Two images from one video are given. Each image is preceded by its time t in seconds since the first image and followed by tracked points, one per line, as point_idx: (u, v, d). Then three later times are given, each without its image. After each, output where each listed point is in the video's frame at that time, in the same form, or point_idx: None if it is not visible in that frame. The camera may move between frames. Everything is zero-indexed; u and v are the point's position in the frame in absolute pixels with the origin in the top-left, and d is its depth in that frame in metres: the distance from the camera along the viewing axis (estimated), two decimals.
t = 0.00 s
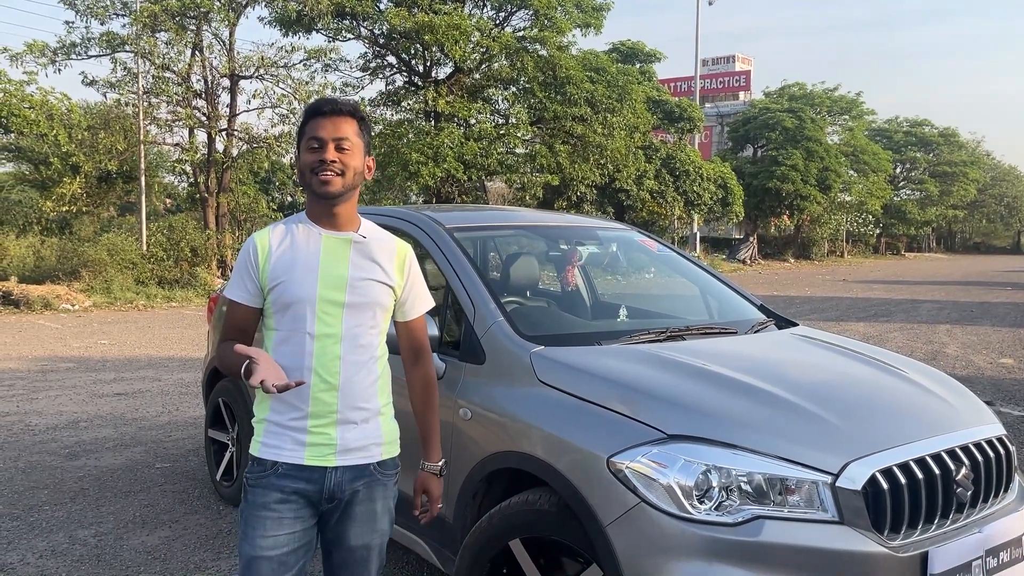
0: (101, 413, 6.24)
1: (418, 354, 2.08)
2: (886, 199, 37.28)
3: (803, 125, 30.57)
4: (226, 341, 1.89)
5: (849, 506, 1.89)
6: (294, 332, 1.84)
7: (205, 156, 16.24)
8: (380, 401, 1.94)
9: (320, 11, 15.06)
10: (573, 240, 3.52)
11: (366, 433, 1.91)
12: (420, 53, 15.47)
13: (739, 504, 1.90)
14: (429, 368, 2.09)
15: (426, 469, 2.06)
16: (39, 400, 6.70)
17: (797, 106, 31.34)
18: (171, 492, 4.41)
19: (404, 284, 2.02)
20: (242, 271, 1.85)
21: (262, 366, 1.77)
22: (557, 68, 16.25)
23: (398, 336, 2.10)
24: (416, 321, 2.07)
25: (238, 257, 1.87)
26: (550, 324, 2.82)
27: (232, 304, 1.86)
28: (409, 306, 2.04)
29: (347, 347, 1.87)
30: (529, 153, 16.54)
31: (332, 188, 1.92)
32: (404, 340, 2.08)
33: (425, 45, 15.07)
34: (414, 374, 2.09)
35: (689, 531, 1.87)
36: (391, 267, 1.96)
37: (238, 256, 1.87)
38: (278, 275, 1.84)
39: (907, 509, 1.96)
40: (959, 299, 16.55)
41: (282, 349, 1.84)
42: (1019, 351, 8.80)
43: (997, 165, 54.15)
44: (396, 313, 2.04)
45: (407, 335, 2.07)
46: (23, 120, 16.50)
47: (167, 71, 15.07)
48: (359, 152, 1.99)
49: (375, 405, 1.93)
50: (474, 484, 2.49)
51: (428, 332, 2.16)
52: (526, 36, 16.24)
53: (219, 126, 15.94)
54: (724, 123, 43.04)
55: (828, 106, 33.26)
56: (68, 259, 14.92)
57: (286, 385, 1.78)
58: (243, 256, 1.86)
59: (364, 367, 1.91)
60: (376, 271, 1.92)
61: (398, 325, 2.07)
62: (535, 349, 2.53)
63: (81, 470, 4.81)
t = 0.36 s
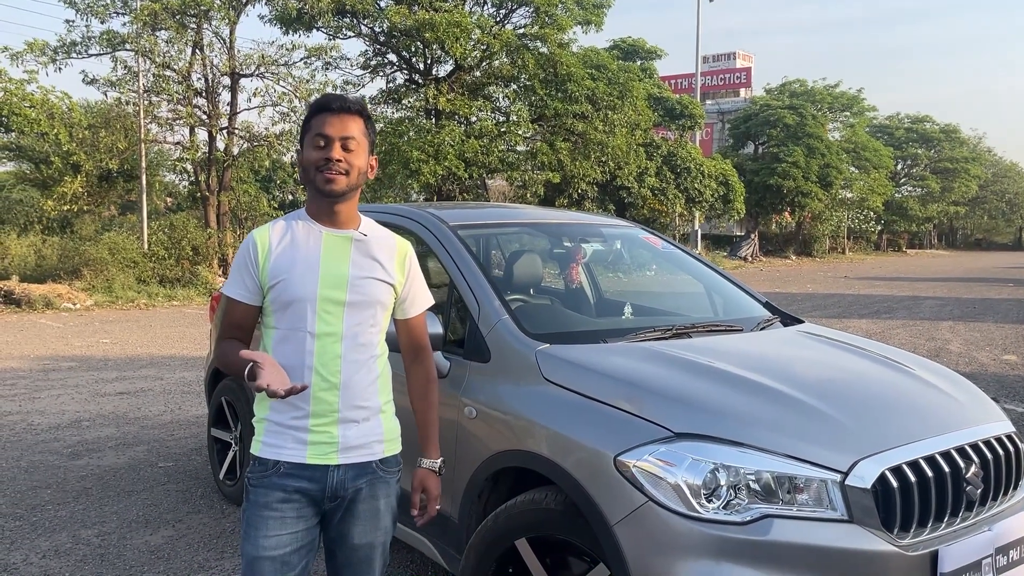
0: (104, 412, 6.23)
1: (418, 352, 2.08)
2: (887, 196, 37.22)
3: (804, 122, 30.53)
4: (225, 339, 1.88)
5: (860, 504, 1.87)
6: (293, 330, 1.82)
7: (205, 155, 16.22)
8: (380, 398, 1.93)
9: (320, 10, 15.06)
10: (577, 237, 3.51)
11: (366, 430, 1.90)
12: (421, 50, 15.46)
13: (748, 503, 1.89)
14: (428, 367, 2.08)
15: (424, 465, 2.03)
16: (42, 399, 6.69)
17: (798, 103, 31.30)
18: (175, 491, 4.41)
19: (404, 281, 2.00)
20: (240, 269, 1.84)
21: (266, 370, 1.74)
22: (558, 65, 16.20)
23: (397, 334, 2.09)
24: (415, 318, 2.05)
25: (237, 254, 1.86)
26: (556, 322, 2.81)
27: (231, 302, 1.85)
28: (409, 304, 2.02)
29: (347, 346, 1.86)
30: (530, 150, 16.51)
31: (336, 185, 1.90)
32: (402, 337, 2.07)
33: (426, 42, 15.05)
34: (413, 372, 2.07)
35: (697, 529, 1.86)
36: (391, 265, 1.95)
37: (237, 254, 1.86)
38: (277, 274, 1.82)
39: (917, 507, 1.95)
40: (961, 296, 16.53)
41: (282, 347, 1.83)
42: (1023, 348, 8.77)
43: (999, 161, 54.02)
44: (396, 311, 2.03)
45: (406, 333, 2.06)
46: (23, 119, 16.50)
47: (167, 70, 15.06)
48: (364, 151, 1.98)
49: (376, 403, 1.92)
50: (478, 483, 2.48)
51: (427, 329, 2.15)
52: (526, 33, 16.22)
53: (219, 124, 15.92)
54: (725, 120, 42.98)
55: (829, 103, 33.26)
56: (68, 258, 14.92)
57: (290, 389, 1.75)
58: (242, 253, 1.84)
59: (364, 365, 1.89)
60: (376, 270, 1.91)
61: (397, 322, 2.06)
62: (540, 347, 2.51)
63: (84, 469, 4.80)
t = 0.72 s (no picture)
0: (105, 410, 6.23)
1: (415, 350, 2.08)
2: (887, 194, 37.17)
3: (804, 120, 30.51)
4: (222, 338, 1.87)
5: (859, 503, 1.88)
6: (293, 330, 1.83)
7: (206, 153, 16.22)
8: (380, 396, 1.93)
9: (320, 8, 15.05)
10: (577, 236, 3.51)
11: (367, 427, 1.90)
12: (421, 49, 15.45)
13: (748, 502, 1.90)
14: (425, 364, 2.09)
15: (421, 463, 2.03)
16: (43, 397, 6.70)
17: (798, 101, 31.27)
18: (175, 490, 4.41)
19: (402, 280, 2.01)
20: (239, 269, 1.83)
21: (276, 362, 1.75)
22: (558, 63, 16.18)
23: (394, 332, 2.09)
24: (413, 317, 2.06)
25: (235, 255, 1.86)
26: (556, 321, 2.81)
27: (229, 302, 1.84)
28: (407, 302, 2.03)
29: (347, 345, 1.87)
30: (530, 149, 16.49)
31: (336, 188, 1.90)
32: (399, 335, 2.07)
33: (426, 40, 15.04)
34: (411, 369, 2.08)
35: (698, 528, 1.87)
36: (389, 264, 1.96)
37: (235, 255, 1.86)
38: (277, 274, 1.83)
39: (917, 507, 1.95)
40: (961, 294, 16.52)
41: (282, 347, 1.83)
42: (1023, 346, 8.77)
43: (999, 159, 53.96)
44: (393, 310, 2.03)
45: (404, 332, 2.06)
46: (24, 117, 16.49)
47: (167, 68, 15.06)
48: (365, 155, 1.98)
49: (376, 400, 1.93)
50: (479, 481, 2.49)
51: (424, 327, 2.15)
52: (527, 31, 16.18)
53: (219, 123, 15.92)
54: (725, 118, 42.94)
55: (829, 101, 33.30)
56: (69, 256, 14.92)
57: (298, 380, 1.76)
58: (241, 253, 1.84)
59: (364, 363, 1.90)
60: (374, 268, 1.92)
61: (395, 320, 2.06)
62: (540, 346, 2.52)
63: (85, 468, 4.81)
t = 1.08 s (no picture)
0: (105, 407, 6.24)
1: (416, 348, 2.09)
2: (888, 195, 37.17)
3: (805, 120, 30.51)
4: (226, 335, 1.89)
5: (856, 503, 1.89)
6: (296, 327, 1.83)
7: (207, 151, 16.21)
8: (383, 393, 1.94)
9: (321, 6, 15.05)
10: (577, 235, 3.53)
11: (370, 425, 1.91)
12: (422, 47, 15.45)
13: (746, 500, 1.90)
14: (426, 362, 2.09)
15: (423, 462, 2.04)
16: (43, 393, 6.71)
17: (799, 101, 31.27)
18: (175, 486, 4.43)
19: (405, 279, 2.02)
20: (243, 266, 1.84)
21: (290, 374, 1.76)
22: (560, 63, 16.15)
23: (396, 330, 2.10)
24: (415, 315, 2.06)
25: (239, 252, 1.87)
26: (556, 320, 2.82)
27: (233, 299, 1.85)
28: (409, 301, 2.04)
29: (350, 343, 1.87)
30: (531, 147, 16.49)
31: (340, 187, 1.91)
32: (401, 334, 2.08)
33: (427, 39, 15.04)
34: (412, 367, 2.08)
35: (695, 526, 1.87)
36: (392, 262, 1.96)
37: (239, 252, 1.86)
38: (281, 271, 1.83)
39: (913, 506, 1.96)
40: (961, 295, 16.52)
41: (285, 344, 1.84)
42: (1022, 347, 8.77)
43: (999, 160, 53.93)
44: (395, 308, 2.04)
45: (405, 330, 2.07)
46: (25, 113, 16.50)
47: (169, 65, 15.06)
48: (369, 153, 1.99)
49: (378, 398, 1.93)
50: (478, 479, 2.49)
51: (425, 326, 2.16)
52: (528, 30, 16.16)
53: (221, 120, 15.92)
54: (727, 117, 42.93)
55: (830, 101, 33.34)
56: (70, 253, 14.93)
57: (306, 393, 1.78)
58: (246, 250, 1.85)
59: (367, 360, 1.90)
60: (377, 266, 1.92)
61: (396, 319, 2.07)
62: (540, 344, 2.52)
63: (85, 464, 4.81)
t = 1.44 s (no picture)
0: (104, 402, 6.25)
1: (421, 345, 2.09)
2: (889, 196, 37.16)
3: (806, 121, 30.49)
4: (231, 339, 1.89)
5: (851, 503, 1.89)
6: (299, 324, 1.84)
7: (208, 147, 16.21)
8: (385, 391, 1.94)
9: (323, 4, 15.06)
10: (577, 235, 3.53)
11: (372, 422, 1.91)
12: (424, 45, 15.45)
13: (743, 501, 1.90)
14: (430, 361, 2.09)
15: (423, 459, 2.04)
16: (42, 389, 6.72)
17: (801, 102, 31.25)
18: (173, 482, 4.43)
19: (409, 276, 2.01)
20: (248, 262, 1.84)
21: (227, 481, 1.85)
22: (562, 62, 16.15)
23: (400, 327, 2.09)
24: (418, 312, 2.06)
25: (244, 248, 1.87)
26: (555, 319, 2.82)
27: (240, 295, 1.85)
28: (414, 298, 2.04)
29: (353, 341, 1.88)
30: (532, 146, 16.48)
31: (345, 185, 1.91)
32: (406, 331, 2.08)
33: (429, 37, 15.04)
34: (417, 364, 2.08)
35: (691, 526, 1.87)
36: (395, 259, 1.96)
37: (244, 248, 1.87)
38: (285, 267, 1.83)
39: (909, 507, 1.96)
40: (961, 297, 16.51)
41: (290, 342, 1.84)
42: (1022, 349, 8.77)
43: (1000, 162, 53.87)
44: (399, 305, 2.04)
45: (409, 328, 2.07)
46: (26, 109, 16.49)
47: (170, 61, 15.05)
48: (373, 151, 1.99)
49: (381, 395, 1.93)
50: (476, 477, 2.49)
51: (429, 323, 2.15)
52: (530, 29, 16.14)
53: (222, 117, 15.91)
54: (729, 117, 42.89)
55: (832, 102, 33.36)
56: (71, 248, 14.92)
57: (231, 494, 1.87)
58: (251, 246, 1.85)
59: (370, 357, 1.90)
60: (380, 263, 1.92)
61: (401, 316, 2.07)
62: (538, 343, 2.52)
63: (84, 459, 4.82)
